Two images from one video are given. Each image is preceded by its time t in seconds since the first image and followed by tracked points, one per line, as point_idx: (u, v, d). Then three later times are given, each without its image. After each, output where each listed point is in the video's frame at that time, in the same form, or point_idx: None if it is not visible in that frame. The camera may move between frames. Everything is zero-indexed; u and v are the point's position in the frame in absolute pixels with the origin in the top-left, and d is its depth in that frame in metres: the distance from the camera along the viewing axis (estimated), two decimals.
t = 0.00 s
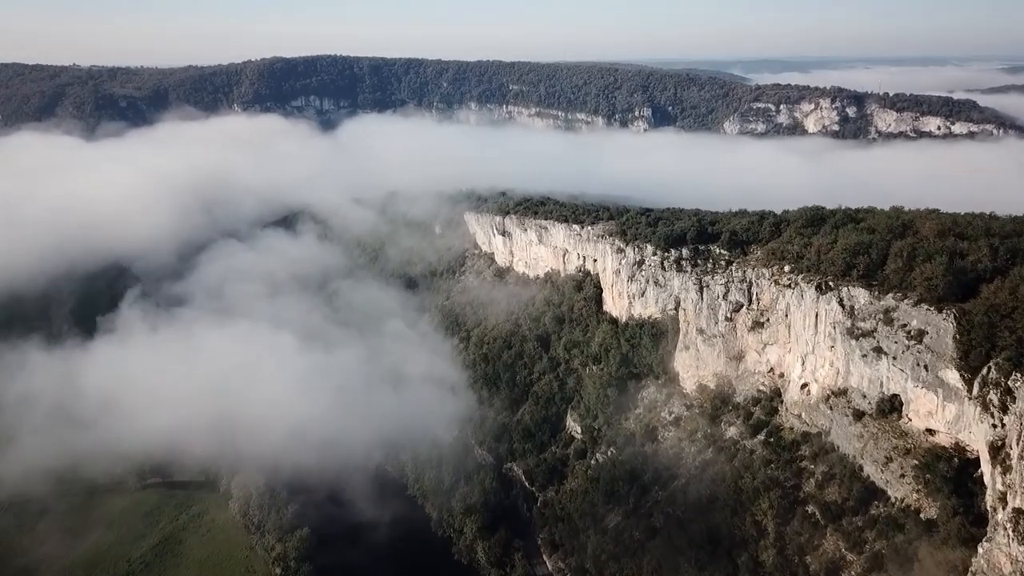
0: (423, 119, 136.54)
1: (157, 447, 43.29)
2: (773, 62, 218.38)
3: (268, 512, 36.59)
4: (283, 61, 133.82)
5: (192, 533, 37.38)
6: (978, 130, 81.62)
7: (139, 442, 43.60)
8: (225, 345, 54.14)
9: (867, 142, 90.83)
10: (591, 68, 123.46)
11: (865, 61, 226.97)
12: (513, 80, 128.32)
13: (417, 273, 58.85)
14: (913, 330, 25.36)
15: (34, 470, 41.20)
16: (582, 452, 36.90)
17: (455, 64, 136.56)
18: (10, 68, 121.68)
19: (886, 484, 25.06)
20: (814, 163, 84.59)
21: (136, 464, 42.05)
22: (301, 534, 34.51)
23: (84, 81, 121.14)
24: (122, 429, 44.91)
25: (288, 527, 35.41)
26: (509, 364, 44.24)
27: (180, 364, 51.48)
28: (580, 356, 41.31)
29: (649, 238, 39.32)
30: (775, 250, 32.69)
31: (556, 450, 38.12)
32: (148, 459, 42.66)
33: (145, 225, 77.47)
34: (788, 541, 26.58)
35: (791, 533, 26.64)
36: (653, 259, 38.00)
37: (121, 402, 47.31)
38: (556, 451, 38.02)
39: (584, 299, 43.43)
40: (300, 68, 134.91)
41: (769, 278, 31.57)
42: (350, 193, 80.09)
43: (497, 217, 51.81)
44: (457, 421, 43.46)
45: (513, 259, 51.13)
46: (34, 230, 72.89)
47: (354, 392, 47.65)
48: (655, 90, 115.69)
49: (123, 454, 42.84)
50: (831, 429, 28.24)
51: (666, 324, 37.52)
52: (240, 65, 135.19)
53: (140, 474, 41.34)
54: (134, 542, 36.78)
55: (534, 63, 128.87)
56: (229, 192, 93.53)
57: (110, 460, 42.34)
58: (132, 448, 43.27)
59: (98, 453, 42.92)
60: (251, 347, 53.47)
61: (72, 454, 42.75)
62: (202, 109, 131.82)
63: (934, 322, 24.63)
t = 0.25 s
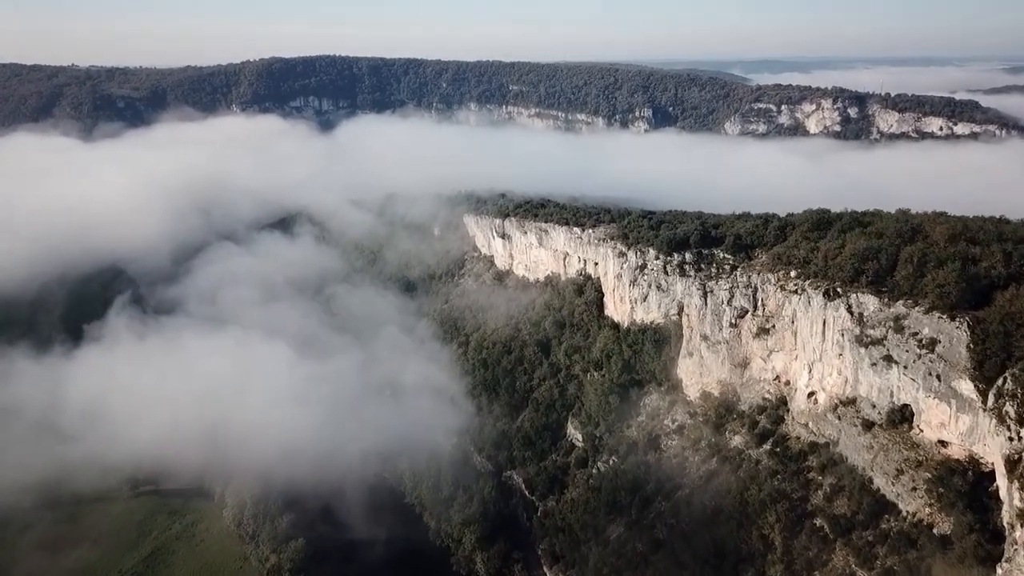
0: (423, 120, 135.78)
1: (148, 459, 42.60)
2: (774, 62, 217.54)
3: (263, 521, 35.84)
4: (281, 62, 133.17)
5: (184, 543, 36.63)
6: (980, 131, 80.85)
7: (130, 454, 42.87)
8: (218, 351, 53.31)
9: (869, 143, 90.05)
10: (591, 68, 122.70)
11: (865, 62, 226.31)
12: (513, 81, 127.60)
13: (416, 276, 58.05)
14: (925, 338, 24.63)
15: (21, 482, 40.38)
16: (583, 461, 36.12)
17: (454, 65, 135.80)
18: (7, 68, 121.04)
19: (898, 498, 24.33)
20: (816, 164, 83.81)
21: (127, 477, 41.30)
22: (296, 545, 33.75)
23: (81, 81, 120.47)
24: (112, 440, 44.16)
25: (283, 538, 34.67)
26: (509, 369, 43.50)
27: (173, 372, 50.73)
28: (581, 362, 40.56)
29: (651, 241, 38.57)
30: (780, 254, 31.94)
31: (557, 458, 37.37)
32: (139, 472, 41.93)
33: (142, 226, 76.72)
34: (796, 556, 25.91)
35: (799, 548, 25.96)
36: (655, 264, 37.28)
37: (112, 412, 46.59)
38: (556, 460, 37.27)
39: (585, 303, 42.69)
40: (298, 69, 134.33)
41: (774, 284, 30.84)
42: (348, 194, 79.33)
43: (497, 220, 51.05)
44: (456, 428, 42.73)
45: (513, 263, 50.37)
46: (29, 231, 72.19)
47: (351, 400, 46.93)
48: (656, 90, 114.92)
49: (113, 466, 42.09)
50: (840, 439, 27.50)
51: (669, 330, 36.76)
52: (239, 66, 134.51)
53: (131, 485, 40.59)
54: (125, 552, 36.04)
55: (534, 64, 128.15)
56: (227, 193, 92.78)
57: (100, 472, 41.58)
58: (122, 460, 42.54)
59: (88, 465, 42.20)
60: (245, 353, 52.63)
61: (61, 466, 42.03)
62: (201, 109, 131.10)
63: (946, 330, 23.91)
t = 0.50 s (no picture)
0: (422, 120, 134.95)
1: (140, 471, 41.83)
2: (775, 62, 216.75)
3: (257, 530, 35.10)
4: (280, 62, 132.23)
5: (176, 553, 35.91)
6: (982, 131, 80.20)
7: (121, 465, 42.02)
8: (212, 360, 52.68)
9: (870, 143, 89.35)
10: (591, 68, 121.89)
11: (864, 62, 226.00)
12: (512, 81, 126.87)
13: (413, 279, 57.24)
14: (936, 347, 23.96)
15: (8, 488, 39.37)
16: (584, 469, 35.37)
17: (454, 65, 134.98)
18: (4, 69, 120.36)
19: (910, 511, 23.66)
20: (818, 165, 83.02)
21: (117, 487, 40.35)
22: (291, 556, 32.96)
23: (79, 81, 119.67)
24: (103, 450, 43.27)
25: (278, 548, 33.96)
26: (508, 375, 42.75)
27: (165, 382, 50.04)
28: (582, 368, 39.80)
29: (653, 245, 37.80)
30: (786, 259, 31.22)
31: (557, 466, 36.63)
32: (130, 482, 41.03)
33: (137, 228, 75.86)
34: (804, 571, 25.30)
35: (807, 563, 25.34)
36: (657, 268, 36.54)
37: (103, 421, 45.70)
38: (557, 467, 36.55)
39: (585, 307, 41.98)
40: (297, 69, 133.48)
41: (780, 289, 30.15)
42: (346, 195, 78.52)
43: (496, 222, 50.31)
44: (454, 435, 42.10)
45: (512, 266, 49.64)
46: (24, 233, 71.39)
47: (348, 412, 46.52)
48: (656, 90, 114.14)
49: (103, 475, 41.14)
50: (848, 449, 26.78)
51: (672, 335, 36.02)
52: (237, 66, 133.60)
53: (121, 496, 39.66)
54: (116, 562, 35.32)
55: (534, 64, 127.39)
56: (223, 195, 91.91)
57: (89, 481, 40.58)
58: (113, 470, 41.63)
59: (77, 474, 41.19)
60: (240, 363, 52.09)
61: (49, 475, 40.99)
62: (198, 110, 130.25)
63: (960, 339, 23.23)
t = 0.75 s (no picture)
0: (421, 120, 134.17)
1: (131, 481, 41.03)
2: (776, 62, 215.93)
3: (251, 541, 34.39)
4: (278, 62, 131.49)
5: (168, 563, 35.21)
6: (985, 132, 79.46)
7: (111, 477, 41.29)
8: (205, 368, 51.93)
9: (872, 144, 88.64)
10: (591, 68, 121.12)
11: (865, 61, 225.30)
12: (512, 81, 126.12)
13: (411, 283, 56.41)
14: (949, 356, 23.23)
15: None
16: (585, 479, 34.66)
17: (453, 65, 134.18)
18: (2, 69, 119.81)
19: (922, 526, 22.95)
20: (820, 167, 82.28)
21: (107, 501, 39.64)
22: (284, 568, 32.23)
23: (76, 81, 119.09)
24: (93, 463, 42.58)
25: (273, 561, 33.25)
26: (507, 380, 41.89)
27: (158, 391, 49.31)
28: (583, 374, 39.02)
29: (655, 248, 37.06)
30: (792, 263, 30.49)
31: (558, 474, 35.92)
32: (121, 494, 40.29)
33: (132, 230, 75.18)
34: None
35: None
36: (660, 272, 35.80)
37: (93, 432, 44.99)
38: (557, 476, 35.84)
39: (586, 311, 41.22)
40: (296, 69, 132.73)
41: (786, 295, 29.44)
42: (344, 196, 77.76)
43: (495, 224, 49.59)
44: (453, 441, 41.37)
45: (512, 269, 48.91)
46: (18, 235, 70.76)
47: (343, 417, 45.66)
48: (656, 91, 113.39)
49: (93, 489, 40.41)
50: (857, 461, 26.08)
51: (675, 340, 35.30)
52: (235, 66, 132.87)
53: (112, 510, 38.96)
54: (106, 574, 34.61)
55: (534, 64, 126.65)
56: (220, 196, 91.11)
57: (80, 494, 39.94)
58: (104, 483, 40.92)
59: (66, 489, 40.52)
60: (234, 370, 51.27)
61: (38, 491, 40.31)
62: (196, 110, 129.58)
63: (974, 348, 22.49)
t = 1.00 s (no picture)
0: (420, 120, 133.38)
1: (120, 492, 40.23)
2: (777, 62, 215.05)
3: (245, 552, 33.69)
4: (277, 62, 130.72)
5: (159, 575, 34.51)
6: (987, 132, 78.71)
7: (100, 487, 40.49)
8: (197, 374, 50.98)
9: (874, 145, 87.89)
10: (591, 68, 120.37)
11: (866, 62, 224.61)
12: (512, 81, 125.38)
13: (408, 286, 55.60)
14: (963, 366, 22.53)
15: None
16: (586, 488, 33.88)
17: (452, 65, 133.40)
18: None
19: (935, 542, 22.20)
20: (822, 168, 81.54)
21: (97, 513, 38.92)
22: None
23: (74, 81, 118.44)
24: (80, 472, 41.66)
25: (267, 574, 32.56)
26: (507, 386, 41.09)
27: (149, 399, 48.48)
28: (584, 380, 38.26)
29: (658, 252, 36.34)
30: (798, 268, 29.76)
31: (558, 483, 35.20)
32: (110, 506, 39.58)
33: (128, 231, 74.46)
34: None
35: None
36: (662, 276, 35.10)
37: (81, 441, 44.07)
38: (557, 485, 35.12)
39: (587, 316, 40.48)
40: (294, 69, 131.97)
41: (792, 301, 28.79)
42: (341, 197, 76.98)
43: (494, 227, 48.88)
44: (451, 449, 40.61)
45: (512, 272, 48.15)
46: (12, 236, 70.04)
47: (339, 426, 44.96)
48: (657, 91, 112.67)
49: (83, 500, 39.70)
50: (866, 472, 25.34)
51: (678, 347, 34.58)
52: (233, 66, 132.13)
53: (103, 522, 38.29)
54: None
55: (533, 64, 125.90)
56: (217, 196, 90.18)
57: (71, 506, 39.21)
58: (93, 494, 40.11)
59: (53, 500, 39.78)
60: (226, 376, 50.38)
61: (24, 501, 39.47)
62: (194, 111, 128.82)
63: (988, 358, 21.78)
